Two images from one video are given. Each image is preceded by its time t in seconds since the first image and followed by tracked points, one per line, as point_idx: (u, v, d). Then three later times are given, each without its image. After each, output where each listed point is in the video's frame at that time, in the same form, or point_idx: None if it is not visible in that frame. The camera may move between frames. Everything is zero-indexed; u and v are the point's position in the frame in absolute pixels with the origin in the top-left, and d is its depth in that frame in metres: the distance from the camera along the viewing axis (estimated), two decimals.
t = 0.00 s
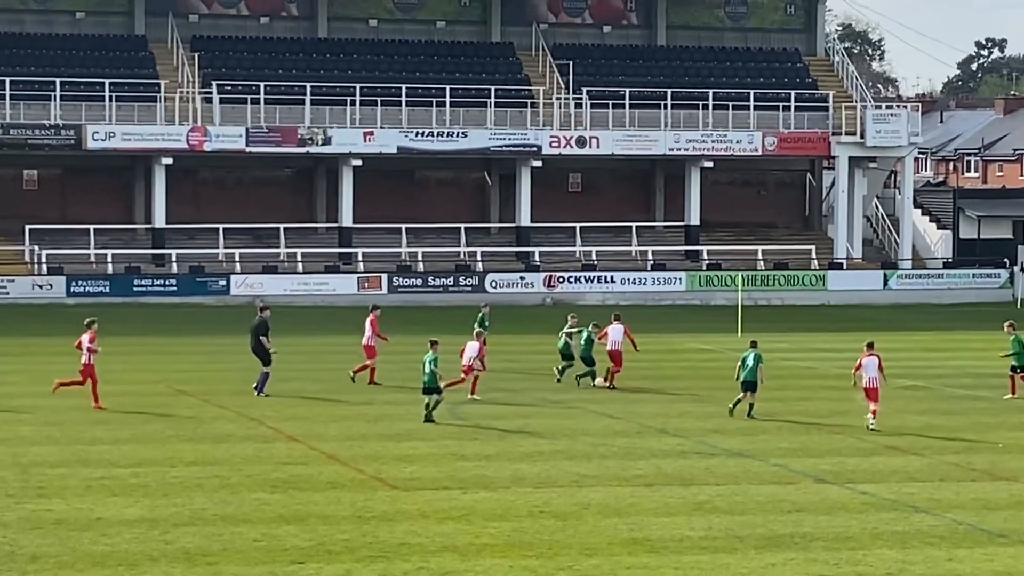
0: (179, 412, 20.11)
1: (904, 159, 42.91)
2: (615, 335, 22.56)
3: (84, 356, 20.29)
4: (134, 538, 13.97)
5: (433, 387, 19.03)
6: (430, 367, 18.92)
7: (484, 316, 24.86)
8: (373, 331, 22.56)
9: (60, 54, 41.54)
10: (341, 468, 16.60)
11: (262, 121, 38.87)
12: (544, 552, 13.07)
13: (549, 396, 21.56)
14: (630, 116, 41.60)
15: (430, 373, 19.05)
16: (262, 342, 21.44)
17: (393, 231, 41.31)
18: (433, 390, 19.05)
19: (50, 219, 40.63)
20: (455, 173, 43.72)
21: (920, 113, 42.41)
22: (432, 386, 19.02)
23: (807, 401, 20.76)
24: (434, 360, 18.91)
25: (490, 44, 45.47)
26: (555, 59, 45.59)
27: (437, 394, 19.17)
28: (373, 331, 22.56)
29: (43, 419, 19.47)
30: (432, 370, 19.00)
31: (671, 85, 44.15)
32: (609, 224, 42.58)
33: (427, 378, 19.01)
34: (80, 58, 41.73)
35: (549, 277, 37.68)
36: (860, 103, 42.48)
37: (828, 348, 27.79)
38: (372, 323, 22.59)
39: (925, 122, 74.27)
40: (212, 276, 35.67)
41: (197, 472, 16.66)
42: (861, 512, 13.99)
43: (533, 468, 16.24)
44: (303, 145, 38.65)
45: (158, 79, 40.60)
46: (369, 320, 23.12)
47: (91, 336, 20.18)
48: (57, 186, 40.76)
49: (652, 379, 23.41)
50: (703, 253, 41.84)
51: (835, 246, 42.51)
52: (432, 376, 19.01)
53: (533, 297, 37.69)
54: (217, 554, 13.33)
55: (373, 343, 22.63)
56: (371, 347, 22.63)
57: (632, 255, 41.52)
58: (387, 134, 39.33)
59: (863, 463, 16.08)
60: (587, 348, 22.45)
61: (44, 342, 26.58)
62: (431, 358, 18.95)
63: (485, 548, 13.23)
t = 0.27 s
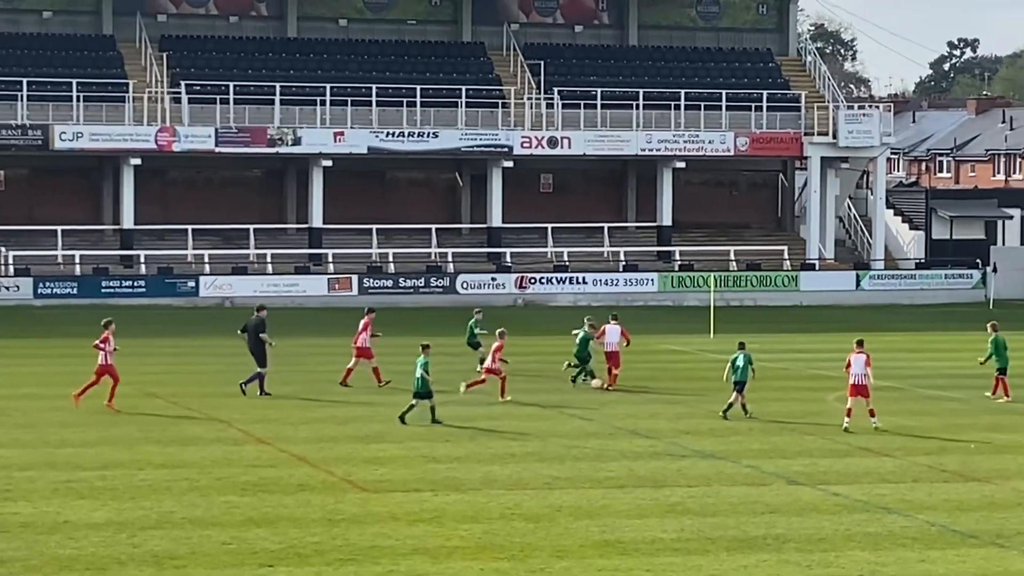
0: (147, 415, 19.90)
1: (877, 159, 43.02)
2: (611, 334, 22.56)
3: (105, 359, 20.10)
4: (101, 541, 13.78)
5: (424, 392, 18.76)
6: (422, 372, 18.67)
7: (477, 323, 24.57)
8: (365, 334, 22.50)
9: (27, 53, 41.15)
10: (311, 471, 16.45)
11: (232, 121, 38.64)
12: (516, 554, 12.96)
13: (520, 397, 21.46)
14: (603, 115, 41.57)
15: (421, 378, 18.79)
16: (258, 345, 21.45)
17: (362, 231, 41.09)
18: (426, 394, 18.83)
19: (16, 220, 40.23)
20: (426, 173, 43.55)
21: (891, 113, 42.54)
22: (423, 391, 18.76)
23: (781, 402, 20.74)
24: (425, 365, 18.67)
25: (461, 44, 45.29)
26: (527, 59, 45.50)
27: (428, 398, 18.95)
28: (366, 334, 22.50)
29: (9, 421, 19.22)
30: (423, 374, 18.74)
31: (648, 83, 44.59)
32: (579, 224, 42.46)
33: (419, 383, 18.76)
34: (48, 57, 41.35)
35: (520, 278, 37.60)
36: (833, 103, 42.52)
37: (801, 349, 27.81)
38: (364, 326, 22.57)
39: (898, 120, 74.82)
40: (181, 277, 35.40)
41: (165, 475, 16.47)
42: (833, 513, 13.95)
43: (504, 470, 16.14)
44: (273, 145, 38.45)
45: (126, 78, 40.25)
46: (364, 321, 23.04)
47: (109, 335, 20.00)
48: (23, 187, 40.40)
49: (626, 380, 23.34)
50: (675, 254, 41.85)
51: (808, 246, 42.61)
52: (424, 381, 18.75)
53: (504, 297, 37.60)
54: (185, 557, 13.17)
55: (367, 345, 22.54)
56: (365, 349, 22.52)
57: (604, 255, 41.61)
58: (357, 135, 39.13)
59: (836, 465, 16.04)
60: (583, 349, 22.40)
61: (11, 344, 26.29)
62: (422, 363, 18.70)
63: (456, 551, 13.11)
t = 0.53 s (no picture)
0: (115, 416, 19.75)
1: (847, 159, 43.13)
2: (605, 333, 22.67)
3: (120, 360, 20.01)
4: (68, 543, 13.65)
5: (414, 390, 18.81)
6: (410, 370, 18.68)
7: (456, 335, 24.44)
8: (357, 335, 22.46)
9: None
10: (280, 472, 16.35)
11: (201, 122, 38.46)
12: (485, 555, 12.92)
13: (490, 398, 21.43)
14: (573, 116, 41.61)
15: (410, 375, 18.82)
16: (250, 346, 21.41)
17: (332, 232, 40.89)
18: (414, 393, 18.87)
19: None
20: (397, 174, 43.45)
21: (860, 113, 42.71)
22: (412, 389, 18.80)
23: (751, 402, 20.77)
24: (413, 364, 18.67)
25: (431, 44, 45.24)
26: (497, 59, 45.50)
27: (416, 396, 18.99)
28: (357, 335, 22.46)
29: None
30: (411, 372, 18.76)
31: (617, 83, 44.65)
32: (549, 225, 42.38)
33: (408, 381, 18.79)
34: (16, 57, 41.03)
35: (490, 279, 37.55)
36: (802, 104, 42.61)
37: (771, 349, 27.88)
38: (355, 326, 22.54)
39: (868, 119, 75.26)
40: (150, 278, 35.22)
41: (133, 476, 16.35)
42: (803, 513, 13.97)
43: (473, 471, 16.09)
44: (243, 145, 38.29)
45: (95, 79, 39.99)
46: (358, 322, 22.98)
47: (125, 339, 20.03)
48: None
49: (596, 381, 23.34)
50: (645, 254, 41.90)
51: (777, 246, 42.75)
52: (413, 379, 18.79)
53: (475, 298, 37.56)
54: (153, 559, 13.06)
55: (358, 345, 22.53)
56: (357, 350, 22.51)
57: (573, 256, 41.52)
58: (327, 134, 39.01)
59: (805, 464, 16.07)
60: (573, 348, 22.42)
61: None
62: (410, 361, 18.71)
63: (426, 551, 13.06)
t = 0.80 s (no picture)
0: (82, 417, 19.59)
1: (815, 160, 43.20)
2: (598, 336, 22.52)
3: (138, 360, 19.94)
4: (35, 544, 13.53)
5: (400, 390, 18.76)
6: (397, 371, 18.58)
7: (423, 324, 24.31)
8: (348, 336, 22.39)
9: None
10: (248, 472, 16.27)
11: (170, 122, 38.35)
12: (455, 555, 12.88)
13: (460, 398, 21.38)
14: (543, 116, 41.61)
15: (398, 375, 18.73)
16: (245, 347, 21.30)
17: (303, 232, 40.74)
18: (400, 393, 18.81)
19: None
20: (366, 174, 43.33)
21: (829, 113, 42.83)
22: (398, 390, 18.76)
23: (721, 402, 20.78)
24: (400, 366, 18.54)
25: (400, 44, 45.12)
26: (467, 59, 45.43)
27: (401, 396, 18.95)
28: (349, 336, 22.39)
29: None
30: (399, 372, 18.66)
31: (586, 83, 44.65)
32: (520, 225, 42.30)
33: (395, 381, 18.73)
34: None
35: (460, 279, 37.50)
36: (771, 104, 42.71)
37: (739, 349, 27.92)
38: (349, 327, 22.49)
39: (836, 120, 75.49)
40: (118, 279, 35.06)
41: (100, 477, 16.23)
42: (772, 513, 13.99)
43: (443, 471, 16.05)
44: (211, 145, 38.21)
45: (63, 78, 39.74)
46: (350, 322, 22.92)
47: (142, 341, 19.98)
48: None
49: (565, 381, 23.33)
50: (615, 254, 41.94)
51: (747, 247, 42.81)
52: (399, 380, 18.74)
53: (444, 298, 37.51)
54: (122, 560, 12.96)
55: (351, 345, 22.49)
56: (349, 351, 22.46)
57: (543, 255, 41.46)
58: (296, 134, 38.93)
59: (775, 464, 16.09)
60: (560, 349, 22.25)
61: None
62: (398, 361, 18.61)
63: (396, 552, 13.01)
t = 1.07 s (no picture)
0: (52, 417, 19.47)
1: (786, 159, 43.37)
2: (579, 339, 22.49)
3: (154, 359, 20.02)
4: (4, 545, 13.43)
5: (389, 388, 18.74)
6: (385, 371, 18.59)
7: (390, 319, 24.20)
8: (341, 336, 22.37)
9: None
10: (219, 472, 16.22)
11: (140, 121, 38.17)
12: (426, 554, 12.86)
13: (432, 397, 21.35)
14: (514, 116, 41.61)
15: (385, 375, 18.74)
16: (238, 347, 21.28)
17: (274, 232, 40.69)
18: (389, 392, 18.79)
19: None
20: (337, 174, 43.26)
21: (800, 113, 42.92)
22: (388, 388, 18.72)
23: (692, 401, 20.83)
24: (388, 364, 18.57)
25: (371, 44, 45.04)
26: (439, 59, 45.38)
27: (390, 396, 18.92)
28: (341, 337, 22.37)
29: None
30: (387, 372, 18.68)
31: (556, 83, 44.57)
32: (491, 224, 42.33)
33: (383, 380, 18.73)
34: None
35: (431, 278, 37.51)
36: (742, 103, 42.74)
37: (710, 348, 28.00)
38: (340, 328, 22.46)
39: (807, 119, 75.71)
40: (89, 278, 34.91)
41: (70, 477, 16.14)
42: (743, 511, 14.03)
43: (415, 470, 16.03)
44: (182, 144, 38.06)
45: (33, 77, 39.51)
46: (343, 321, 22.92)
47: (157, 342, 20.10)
48: None
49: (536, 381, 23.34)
50: (587, 253, 42.11)
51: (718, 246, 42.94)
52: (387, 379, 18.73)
53: (416, 297, 37.48)
54: (92, 561, 12.89)
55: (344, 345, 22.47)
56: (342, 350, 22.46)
57: (514, 255, 41.41)
58: (266, 134, 38.84)
59: (746, 463, 16.13)
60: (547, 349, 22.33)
61: None
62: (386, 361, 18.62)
63: (367, 551, 12.99)
